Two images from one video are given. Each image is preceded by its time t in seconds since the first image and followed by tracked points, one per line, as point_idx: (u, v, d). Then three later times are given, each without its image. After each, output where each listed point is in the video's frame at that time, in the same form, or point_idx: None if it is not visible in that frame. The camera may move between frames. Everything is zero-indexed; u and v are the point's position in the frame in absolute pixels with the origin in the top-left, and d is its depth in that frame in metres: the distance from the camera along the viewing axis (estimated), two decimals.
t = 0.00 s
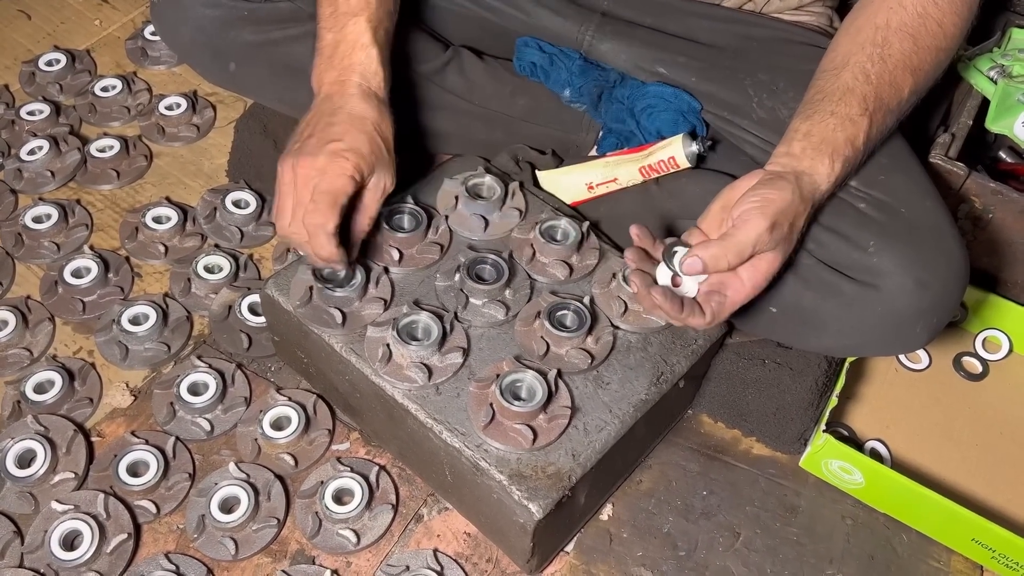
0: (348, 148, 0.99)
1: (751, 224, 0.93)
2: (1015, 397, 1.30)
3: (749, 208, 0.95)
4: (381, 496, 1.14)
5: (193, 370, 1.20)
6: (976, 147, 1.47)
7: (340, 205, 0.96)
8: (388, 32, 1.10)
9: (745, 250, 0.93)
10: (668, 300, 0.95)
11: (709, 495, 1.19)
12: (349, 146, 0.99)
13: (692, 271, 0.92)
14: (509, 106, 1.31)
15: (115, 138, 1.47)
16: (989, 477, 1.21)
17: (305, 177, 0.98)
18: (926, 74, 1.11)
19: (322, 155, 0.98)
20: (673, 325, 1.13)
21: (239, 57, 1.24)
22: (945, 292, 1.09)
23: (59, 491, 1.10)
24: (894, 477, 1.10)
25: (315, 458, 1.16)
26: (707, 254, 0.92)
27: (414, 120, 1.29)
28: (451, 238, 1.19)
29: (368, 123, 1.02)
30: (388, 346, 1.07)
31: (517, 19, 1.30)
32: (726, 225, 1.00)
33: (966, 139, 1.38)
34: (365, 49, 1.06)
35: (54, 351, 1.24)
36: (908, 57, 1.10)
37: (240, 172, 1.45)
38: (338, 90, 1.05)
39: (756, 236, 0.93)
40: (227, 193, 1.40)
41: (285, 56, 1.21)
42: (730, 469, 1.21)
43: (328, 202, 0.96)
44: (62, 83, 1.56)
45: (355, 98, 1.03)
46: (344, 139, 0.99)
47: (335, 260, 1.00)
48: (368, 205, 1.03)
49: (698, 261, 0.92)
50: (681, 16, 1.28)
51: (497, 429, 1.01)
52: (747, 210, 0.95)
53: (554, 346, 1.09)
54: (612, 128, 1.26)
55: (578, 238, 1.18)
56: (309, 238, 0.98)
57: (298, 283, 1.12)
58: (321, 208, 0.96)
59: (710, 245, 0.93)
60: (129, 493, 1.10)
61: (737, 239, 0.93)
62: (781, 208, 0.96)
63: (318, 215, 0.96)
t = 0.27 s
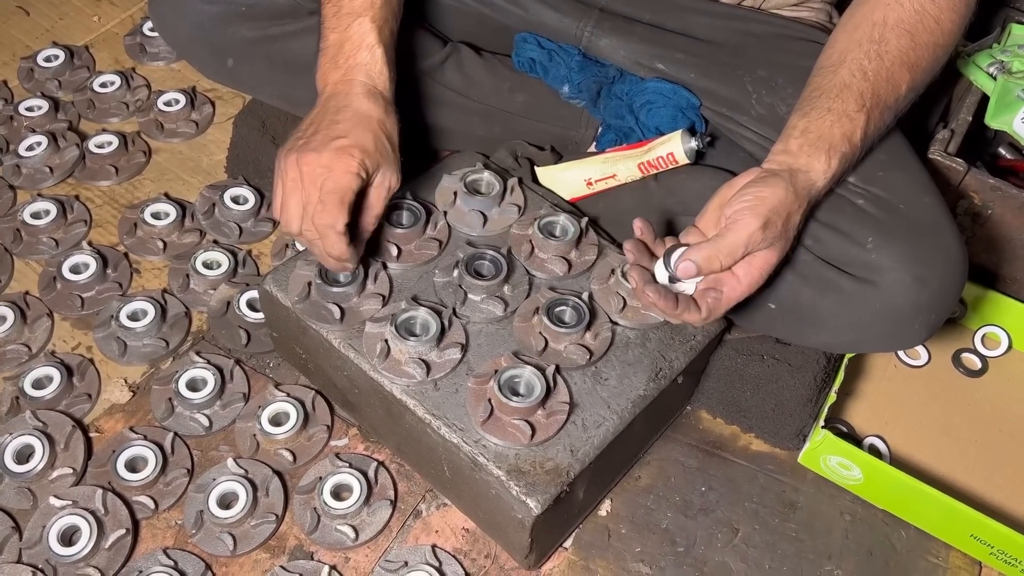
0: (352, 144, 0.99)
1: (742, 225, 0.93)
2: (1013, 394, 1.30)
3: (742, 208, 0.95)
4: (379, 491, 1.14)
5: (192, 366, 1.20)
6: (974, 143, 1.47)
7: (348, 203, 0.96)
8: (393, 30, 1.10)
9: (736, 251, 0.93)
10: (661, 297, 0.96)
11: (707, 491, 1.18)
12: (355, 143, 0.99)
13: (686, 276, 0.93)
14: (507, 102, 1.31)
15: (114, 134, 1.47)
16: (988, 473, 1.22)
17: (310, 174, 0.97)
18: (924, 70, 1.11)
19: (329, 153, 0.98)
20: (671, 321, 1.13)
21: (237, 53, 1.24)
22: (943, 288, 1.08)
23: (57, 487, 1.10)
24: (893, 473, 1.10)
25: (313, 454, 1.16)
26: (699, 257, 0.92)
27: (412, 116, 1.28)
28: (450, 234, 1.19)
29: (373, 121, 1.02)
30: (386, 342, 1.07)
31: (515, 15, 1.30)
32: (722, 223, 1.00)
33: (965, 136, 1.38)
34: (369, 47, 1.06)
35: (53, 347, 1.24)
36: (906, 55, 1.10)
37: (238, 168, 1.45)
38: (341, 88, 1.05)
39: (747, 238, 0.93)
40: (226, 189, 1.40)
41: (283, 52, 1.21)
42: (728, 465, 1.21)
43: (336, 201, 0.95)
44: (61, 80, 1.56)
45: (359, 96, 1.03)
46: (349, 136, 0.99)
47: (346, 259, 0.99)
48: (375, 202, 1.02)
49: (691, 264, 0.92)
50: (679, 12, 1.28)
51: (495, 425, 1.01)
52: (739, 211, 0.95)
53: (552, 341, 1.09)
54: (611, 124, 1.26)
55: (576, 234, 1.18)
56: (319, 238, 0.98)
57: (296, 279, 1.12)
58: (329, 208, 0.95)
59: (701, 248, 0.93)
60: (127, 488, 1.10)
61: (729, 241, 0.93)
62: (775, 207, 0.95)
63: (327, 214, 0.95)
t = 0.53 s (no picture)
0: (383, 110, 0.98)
1: (742, 218, 0.94)
2: (1018, 390, 1.30)
3: (743, 201, 0.96)
4: (384, 488, 1.14)
5: (197, 362, 1.20)
6: (980, 140, 1.47)
7: (374, 173, 0.96)
8: None
9: (735, 243, 0.93)
10: (658, 291, 0.96)
11: (712, 487, 1.18)
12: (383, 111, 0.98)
13: (689, 274, 0.92)
14: (511, 98, 1.33)
15: (118, 130, 1.47)
16: (993, 469, 1.21)
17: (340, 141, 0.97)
18: (931, 67, 1.11)
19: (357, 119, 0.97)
20: (677, 317, 1.13)
21: (241, 49, 1.23)
22: (949, 284, 1.08)
23: (62, 482, 1.10)
24: (898, 469, 1.10)
25: (318, 450, 1.16)
26: (700, 254, 0.92)
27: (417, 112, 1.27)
28: (454, 230, 1.19)
29: (402, 86, 1.01)
30: (392, 337, 1.07)
31: (520, 11, 1.30)
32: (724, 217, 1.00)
33: (970, 132, 1.38)
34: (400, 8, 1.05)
35: (57, 343, 1.24)
36: (913, 52, 1.10)
37: (242, 164, 1.45)
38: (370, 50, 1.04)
39: (746, 231, 0.93)
40: (230, 185, 1.40)
41: (288, 47, 1.21)
42: (733, 461, 1.21)
43: (363, 171, 0.95)
44: (64, 76, 1.56)
45: (389, 60, 1.02)
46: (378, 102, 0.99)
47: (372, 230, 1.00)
48: (408, 162, 1.01)
49: (694, 262, 0.92)
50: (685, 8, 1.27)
51: (501, 421, 1.01)
52: (740, 204, 0.95)
53: (558, 337, 1.09)
54: (615, 121, 1.26)
55: (581, 230, 1.17)
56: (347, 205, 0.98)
57: (301, 275, 1.12)
58: (355, 177, 0.96)
59: (699, 242, 0.93)
60: (132, 484, 1.10)
61: (727, 234, 0.93)
62: (777, 199, 0.96)
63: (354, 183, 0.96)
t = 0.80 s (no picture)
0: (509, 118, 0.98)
1: (733, 204, 0.94)
2: (1017, 389, 1.30)
3: (736, 188, 0.95)
4: (382, 487, 1.13)
5: (194, 361, 1.20)
6: (980, 138, 1.47)
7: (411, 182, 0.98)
8: None
9: (724, 229, 0.94)
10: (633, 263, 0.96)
11: (711, 487, 1.18)
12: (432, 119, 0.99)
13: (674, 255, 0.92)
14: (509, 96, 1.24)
15: (115, 128, 1.46)
16: (991, 468, 1.21)
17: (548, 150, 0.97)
18: (931, 66, 1.11)
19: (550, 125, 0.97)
20: (675, 316, 1.13)
21: (239, 47, 1.23)
22: (948, 284, 1.08)
23: (59, 482, 1.09)
24: (897, 469, 1.09)
25: (315, 449, 1.15)
26: (689, 237, 0.92)
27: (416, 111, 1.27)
28: (453, 229, 1.18)
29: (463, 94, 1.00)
30: (389, 337, 1.06)
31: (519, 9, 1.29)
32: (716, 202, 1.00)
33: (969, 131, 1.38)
34: None
35: (54, 342, 1.23)
36: (913, 53, 1.10)
37: (240, 163, 1.45)
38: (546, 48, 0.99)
39: (737, 217, 0.93)
40: (227, 183, 1.39)
41: (286, 46, 1.20)
42: (732, 461, 1.21)
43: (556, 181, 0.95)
44: (61, 74, 1.55)
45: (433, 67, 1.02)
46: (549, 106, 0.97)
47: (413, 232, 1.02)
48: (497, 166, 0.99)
49: (681, 245, 0.92)
50: (684, 7, 1.27)
51: (499, 421, 1.00)
52: (732, 189, 0.95)
53: (556, 336, 1.08)
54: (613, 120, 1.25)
55: (580, 229, 1.18)
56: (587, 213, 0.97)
57: (299, 274, 1.11)
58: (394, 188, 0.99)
59: (689, 225, 0.93)
60: (129, 484, 1.10)
61: (717, 220, 0.93)
62: (770, 189, 0.95)
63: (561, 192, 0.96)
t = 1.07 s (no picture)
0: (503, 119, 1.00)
1: (743, 204, 0.93)
2: (1017, 389, 1.30)
3: (746, 187, 0.95)
4: (384, 487, 1.14)
5: (195, 361, 1.20)
6: (980, 138, 1.47)
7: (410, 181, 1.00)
8: None
9: (734, 229, 0.93)
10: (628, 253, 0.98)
11: (712, 486, 1.18)
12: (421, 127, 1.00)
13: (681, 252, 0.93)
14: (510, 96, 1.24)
15: (116, 128, 1.46)
16: (991, 468, 1.22)
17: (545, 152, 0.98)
18: (933, 67, 1.11)
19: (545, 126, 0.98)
20: (677, 316, 1.13)
21: (240, 47, 1.23)
22: (950, 284, 1.08)
23: (61, 482, 1.09)
24: (898, 469, 1.10)
25: (317, 449, 1.15)
26: (697, 235, 0.92)
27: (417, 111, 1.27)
28: (454, 229, 1.18)
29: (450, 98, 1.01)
30: (391, 337, 1.06)
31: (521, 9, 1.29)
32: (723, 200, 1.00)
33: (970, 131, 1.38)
34: None
35: (56, 342, 1.23)
36: (916, 52, 1.10)
37: (241, 162, 1.45)
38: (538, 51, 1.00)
39: (747, 217, 0.93)
40: (229, 183, 1.39)
41: (287, 46, 1.21)
42: (733, 461, 1.21)
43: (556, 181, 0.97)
44: (62, 73, 1.55)
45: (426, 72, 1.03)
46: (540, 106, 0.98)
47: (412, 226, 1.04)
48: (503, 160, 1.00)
49: (689, 242, 0.92)
50: (685, 7, 1.27)
51: (501, 421, 1.01)
52: (741, 188, 0.95)
53: (558, 337, 1.09)
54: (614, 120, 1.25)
55: (581, 229, 1.18)
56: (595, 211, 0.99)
57: (301, 274, 1.11)
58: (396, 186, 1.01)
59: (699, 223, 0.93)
60: (131, 484, 1.10)
61: (728, 220, 0.93)
62: (778, 188, 0.95)
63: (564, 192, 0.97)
